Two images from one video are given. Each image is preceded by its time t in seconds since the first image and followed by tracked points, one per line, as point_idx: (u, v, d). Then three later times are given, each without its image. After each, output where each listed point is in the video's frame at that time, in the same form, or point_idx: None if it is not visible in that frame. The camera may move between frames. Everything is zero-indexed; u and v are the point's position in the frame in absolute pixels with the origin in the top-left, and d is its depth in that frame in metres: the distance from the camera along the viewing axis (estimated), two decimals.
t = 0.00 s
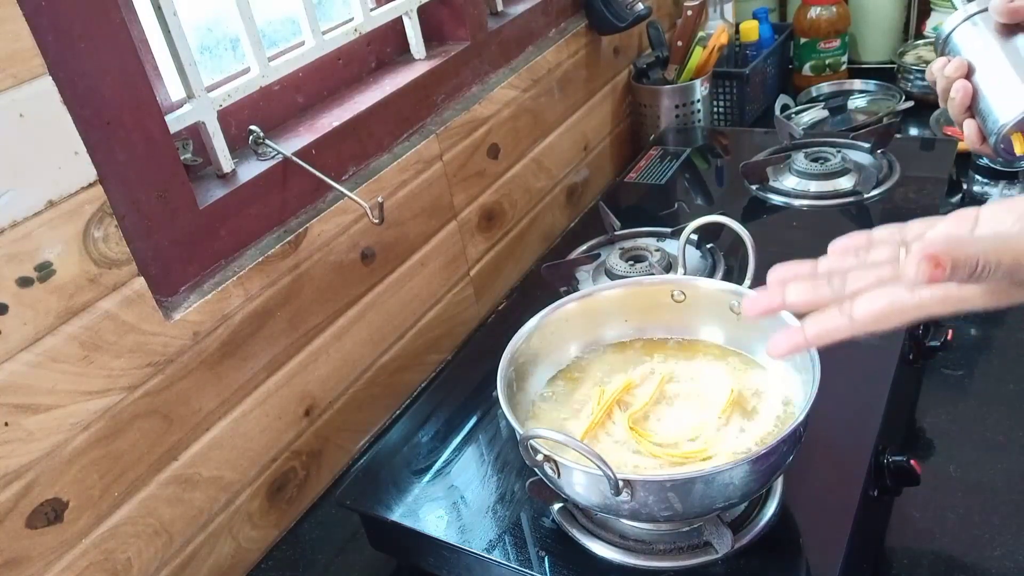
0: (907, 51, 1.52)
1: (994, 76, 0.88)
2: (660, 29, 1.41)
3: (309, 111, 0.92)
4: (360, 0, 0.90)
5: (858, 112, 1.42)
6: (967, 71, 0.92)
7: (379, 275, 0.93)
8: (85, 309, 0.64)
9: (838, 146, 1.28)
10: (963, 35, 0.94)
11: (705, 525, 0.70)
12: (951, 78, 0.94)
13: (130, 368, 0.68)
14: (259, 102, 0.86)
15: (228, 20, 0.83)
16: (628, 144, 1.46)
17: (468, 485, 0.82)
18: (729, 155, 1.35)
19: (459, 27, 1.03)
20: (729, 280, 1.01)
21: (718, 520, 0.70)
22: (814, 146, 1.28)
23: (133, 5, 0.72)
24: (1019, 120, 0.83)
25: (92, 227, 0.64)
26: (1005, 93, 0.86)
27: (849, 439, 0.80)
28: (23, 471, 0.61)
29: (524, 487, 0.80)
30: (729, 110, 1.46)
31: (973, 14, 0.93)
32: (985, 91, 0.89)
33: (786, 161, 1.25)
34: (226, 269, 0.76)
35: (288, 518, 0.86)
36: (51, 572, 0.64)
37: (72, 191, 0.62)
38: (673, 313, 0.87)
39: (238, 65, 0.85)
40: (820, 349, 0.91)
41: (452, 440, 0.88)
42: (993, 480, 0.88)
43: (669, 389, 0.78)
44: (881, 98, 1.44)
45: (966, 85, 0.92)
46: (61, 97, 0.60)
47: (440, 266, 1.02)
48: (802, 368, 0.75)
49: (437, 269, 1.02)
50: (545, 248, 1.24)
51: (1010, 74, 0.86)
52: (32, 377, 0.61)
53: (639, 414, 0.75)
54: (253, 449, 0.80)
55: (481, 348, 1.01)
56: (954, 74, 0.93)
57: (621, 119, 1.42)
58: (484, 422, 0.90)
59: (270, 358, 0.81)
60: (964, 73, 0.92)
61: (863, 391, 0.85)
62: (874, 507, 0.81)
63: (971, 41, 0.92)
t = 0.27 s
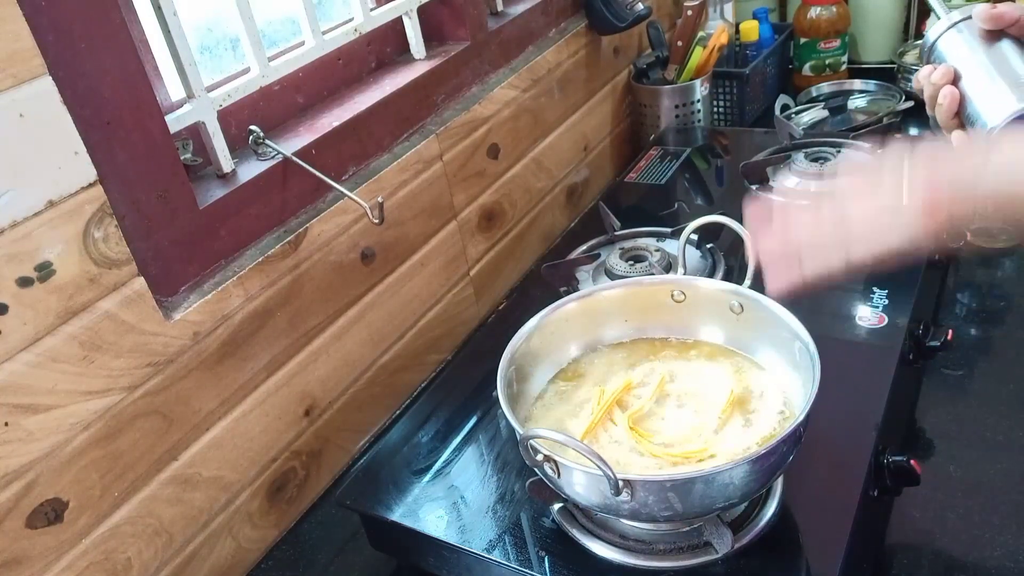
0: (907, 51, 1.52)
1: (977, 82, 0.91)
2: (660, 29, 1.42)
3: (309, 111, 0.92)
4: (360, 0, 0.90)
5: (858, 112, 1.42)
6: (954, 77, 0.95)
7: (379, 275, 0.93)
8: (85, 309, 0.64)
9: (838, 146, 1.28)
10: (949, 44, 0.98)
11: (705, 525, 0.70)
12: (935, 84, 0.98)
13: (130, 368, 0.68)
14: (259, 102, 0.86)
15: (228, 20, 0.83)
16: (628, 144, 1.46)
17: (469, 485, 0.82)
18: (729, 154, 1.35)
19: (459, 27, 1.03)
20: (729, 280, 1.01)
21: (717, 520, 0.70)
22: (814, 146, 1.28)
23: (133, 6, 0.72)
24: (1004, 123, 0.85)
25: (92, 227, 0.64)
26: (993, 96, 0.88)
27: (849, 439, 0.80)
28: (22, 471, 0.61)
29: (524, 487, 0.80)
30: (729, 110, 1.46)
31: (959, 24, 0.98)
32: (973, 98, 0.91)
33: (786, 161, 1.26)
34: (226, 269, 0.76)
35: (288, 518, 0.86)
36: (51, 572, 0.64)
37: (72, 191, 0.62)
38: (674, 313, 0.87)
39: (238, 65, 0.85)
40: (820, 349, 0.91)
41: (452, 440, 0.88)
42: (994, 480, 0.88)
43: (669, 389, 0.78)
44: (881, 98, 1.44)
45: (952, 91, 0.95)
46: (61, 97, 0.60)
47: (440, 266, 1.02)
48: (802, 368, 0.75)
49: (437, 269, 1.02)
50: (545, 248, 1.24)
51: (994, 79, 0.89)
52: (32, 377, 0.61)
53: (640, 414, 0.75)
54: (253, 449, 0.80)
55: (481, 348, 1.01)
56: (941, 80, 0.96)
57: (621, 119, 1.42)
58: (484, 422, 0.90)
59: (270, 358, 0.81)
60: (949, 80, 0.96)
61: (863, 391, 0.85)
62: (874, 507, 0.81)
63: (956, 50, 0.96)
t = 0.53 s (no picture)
0: (907, 51, 1.52)
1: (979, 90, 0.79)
2: (660, 29, 1.41)
3: (309, 111, 0.92)
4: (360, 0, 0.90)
5: (858, 112, 1.42)
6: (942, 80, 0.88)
7: (379, 275, 0.93)
8: (85, 309, 0.64)
9: (838, 146, 1.28)
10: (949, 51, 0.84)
11: (705, 525, 0.70)
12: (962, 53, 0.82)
13: (130, 368, 0.68)
14: (259, 102, 0.86)
15: (228, 20, 0.83)
16: (628, 144, 1.46)
17: (469, 485, 0.82)
18: (729, 154, 1.35)
19: (459, 28, 1.03)
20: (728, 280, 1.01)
21: (718, 520, 0.70)
22: (814, 146, 1.28)
23: (133, 6, 0.72)
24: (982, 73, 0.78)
25: (92, 227, 0.64)
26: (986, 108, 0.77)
27: (849, 439, 0.80)
28: (22, 471, 0.61)
29: (524, 486, 0.80)
30: (729, 110, 1.46)
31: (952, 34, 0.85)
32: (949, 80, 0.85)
33: (786, 161, 1.26)
34: (226, 269, 0.76)
35: (288, 518, 0.86)
36: (51, 572, 0.64)
37: (72, 192, 0.62)
38: (674, 313, 0.87)
39: (238, 65, 0.85)
40: (820, 349, 0.91)
41: (452, 440, 0.88)
42: (994, 480, 0.88)
43: (669, 388, 0.78)
44: (881, 98, 1.44)
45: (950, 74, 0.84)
46: (61, 97, 0.60)
47: (440, 266, 1.02)
48: (802, 368, 0.75)
49: (437, 269, 1.02)
50: (545, 248, 1.24)
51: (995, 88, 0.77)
52: (32, 377, 0.61)
53: (640, 414, 0.75)
54: (253, 449, 0.80)
55: (481, 348, 1.01)
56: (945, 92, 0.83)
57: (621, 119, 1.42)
58: (484, 422, 0.90)
59: (270, 358, 0.81)
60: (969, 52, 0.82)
61: (863, 391, 0.85)
62: (874, 507, 0.81)
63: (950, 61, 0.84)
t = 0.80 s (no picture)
0: (907, 51, 1.52)
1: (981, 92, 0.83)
2: (660, 29, 1.41)
3: (309, 111, 0.92)
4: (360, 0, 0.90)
5: (858, 112, 1.42)
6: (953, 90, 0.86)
7: (379, 275, 0.93)
8: (85, 309, 0.64)
9: (838, 146, 1.28)
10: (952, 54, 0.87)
11: (705, 525, 0.70)
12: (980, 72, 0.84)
13: (130, 367, 0.68)
14: (259, 102, 0.86)
15: (228, 20, 0.83)
16: (628, 144, 1.46)
17: (469, 485, 0.82)
18: (729, 155, 1.35)
19: (459, 28, 1.03)
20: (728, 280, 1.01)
21: (717, 520, 0.70)
22: (814, 146, 1.28)
23: (134, 6, 0.72)
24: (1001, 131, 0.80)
25: (92, 227, 0.64)
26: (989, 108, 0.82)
27: (849, 439, 0.80)
28: (22, 471, 0.61)
29: (524, 486, 0.80)
30: (729, 110, 1.46)
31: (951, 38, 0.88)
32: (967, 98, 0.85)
33: (786, 161, 1.26)
34: (226, 269, 0.76)
35: (288, 518, 0.86)
36: (51, 572, 0.64)
37: (72, 191, 0.62)
38: (674, 313, 0.87)
39: (238, 65, 0.85)
40: (820, 349, 0.91)
41: (452, 440, 0.88)
42: (994, 480, 0.88)
43: (669, 388, 0.78)
44: (881, 98, 1.44)
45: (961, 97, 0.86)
46: (61, 97, 0.60)
47: (440, 266, 1.02)
48: (803, 368, 0.75)
49: (437, 269, 1.02)
50: (545, 248, 1.24)
51: (998, 89, 0.82)
52: (32, 377, 0.61)
53: (640, 414, 0.75)
54: (253, 449, 0.80)
55: (481, 348, 1.01)
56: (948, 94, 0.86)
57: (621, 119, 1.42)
58: (484, 422, 0.90)
59: (270, 358, 0.81)
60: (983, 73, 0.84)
61: (862, 391, 0.85)
62: (874, 507, 0.81)
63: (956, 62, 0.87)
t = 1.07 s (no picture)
0: (906, 52, 1.51)
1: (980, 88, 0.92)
2: (660, 28, 1.41)
3: (309, 111, 0.92)
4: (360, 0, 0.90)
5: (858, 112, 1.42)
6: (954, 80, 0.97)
7: (379, 275, 0.93)
8: (85, 309, 0.64)
9: (838, 146, 1.28)
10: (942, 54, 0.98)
11: (705, 525, 0.70)
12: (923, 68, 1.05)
13: (130, 368, 0.68)
14: (259, 102, 0.86)
15: (227, 20, 0.83)
16: (628, 144, 1.46)
17: (469, 485, 0.82)
18: (729, 154, 1.35)
19: (459, 28, 1.03)
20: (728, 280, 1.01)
21: (717, 520, 0.70)
22: (814, 146, 1.28)
23: (133, 6, 0.72)
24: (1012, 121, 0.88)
25: (92, 227, 0.64)
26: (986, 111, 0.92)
27: (849, 439, 0.80)
28: (22, 471, 0.61)
29: (524, 486, 0.80)
30: (729, 110, 1.46)
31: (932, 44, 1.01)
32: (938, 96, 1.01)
33: (786, 161, 1.26)
34: (226, 269, 0.76)
35: (288, 518, 0.86)
36: (51, 573, 0.64)
37: (72, 191, 0.62)
38: (674, 313, 0.87)
39: (238, 65, 0.85)
40: (820, 349, 0.91)
41: (452, 440, 0.88)
42: (993, 480, 0.88)
43: (668, 388, 0.78)
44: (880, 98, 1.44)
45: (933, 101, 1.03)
46: (61, 97, 0.60)
47: (441, 266, 1.02)
48: (802, 368, 0.75)
49: (437, 269, 1.02)
50: (545, 248, 1.24)
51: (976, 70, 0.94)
52: (32, 377, 0.61)
53: (640, 414, 0.75)
54: (253, 449, 0.80)
55: (481, 348, 1.01)
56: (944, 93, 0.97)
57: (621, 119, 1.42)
58: (484, 422, 0.90)
59: (270, 358, 0.81)
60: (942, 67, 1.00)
61: (862, 391, 0.85)
62: (874, 507, 0.81)
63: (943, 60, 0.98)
